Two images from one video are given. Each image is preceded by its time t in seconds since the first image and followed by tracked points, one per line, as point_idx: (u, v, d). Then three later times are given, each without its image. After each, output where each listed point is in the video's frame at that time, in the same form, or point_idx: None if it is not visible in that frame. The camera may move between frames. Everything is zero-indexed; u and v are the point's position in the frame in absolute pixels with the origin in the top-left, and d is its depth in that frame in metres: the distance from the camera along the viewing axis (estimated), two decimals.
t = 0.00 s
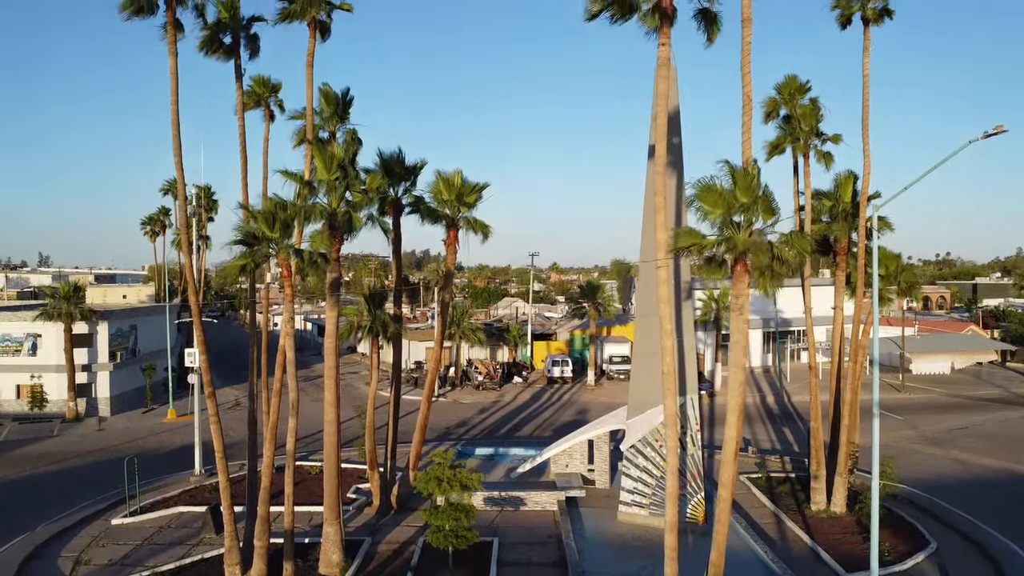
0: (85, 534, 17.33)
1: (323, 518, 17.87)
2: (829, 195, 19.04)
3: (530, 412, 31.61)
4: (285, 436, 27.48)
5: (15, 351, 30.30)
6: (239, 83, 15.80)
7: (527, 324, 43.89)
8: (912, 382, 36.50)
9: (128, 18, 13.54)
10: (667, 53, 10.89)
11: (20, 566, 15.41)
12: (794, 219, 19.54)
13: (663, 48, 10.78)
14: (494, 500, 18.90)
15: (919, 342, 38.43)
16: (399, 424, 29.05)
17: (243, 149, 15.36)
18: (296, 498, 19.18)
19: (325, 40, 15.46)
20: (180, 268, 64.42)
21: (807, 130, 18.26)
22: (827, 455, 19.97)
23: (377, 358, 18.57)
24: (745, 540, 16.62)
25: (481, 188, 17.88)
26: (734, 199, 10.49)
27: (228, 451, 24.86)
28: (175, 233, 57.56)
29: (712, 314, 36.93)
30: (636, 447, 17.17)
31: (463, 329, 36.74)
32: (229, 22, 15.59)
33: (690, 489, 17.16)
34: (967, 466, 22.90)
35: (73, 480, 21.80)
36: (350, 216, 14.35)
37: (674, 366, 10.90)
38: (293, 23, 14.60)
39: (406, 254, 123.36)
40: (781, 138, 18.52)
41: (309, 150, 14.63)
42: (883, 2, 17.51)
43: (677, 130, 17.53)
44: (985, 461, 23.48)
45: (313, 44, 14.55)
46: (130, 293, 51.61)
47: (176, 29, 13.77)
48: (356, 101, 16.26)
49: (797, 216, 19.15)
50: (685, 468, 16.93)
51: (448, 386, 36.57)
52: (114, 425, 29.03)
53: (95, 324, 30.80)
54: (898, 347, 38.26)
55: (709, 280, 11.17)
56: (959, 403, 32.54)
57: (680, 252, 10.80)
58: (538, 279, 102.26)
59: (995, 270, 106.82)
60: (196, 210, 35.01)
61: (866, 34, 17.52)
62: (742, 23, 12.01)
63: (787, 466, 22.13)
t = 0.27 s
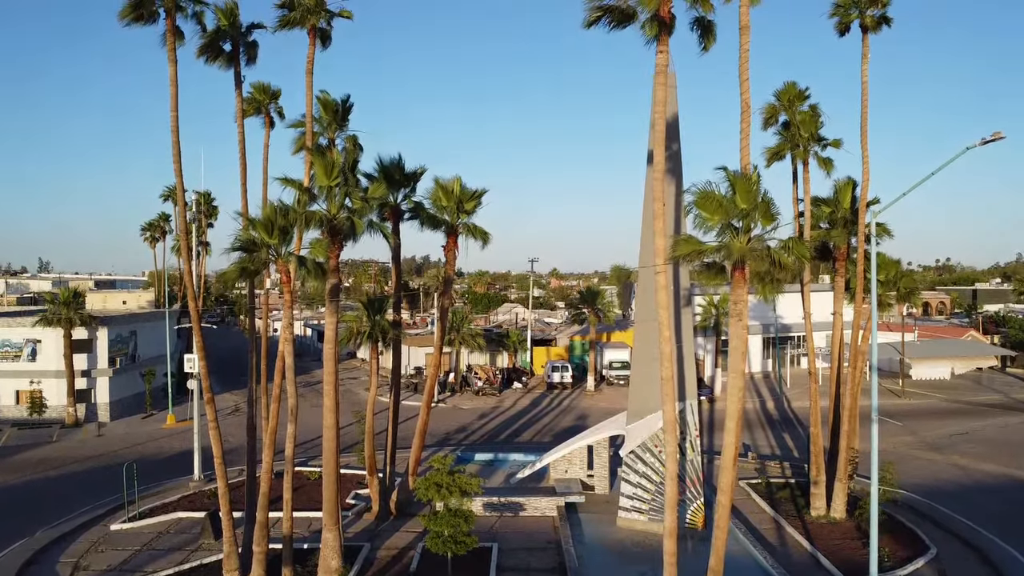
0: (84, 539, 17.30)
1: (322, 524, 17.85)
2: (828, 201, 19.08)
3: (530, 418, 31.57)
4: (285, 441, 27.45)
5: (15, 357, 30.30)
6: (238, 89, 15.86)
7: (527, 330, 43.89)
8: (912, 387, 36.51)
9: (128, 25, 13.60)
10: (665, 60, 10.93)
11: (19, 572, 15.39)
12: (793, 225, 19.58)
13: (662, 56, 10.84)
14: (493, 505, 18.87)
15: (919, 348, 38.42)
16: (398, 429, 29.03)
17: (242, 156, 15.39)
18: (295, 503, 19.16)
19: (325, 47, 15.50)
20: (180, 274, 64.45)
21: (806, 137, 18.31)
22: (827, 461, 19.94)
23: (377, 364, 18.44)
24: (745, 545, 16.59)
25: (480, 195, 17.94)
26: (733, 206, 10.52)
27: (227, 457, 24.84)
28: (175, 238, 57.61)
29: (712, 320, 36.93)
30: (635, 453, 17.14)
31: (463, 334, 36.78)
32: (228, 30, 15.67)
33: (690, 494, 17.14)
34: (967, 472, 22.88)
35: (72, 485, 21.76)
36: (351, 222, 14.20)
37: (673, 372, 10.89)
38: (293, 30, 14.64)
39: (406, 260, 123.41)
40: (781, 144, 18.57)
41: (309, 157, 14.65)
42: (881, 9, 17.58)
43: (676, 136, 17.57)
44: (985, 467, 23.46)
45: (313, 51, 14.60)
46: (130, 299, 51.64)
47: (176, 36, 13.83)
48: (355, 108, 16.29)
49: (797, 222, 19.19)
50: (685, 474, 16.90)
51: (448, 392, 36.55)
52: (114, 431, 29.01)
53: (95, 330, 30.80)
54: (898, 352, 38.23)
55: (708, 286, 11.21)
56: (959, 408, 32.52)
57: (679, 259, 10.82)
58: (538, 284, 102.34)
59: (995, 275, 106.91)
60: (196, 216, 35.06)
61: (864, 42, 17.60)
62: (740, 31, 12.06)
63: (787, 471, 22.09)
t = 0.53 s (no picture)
0: (84, 539, 17.31)
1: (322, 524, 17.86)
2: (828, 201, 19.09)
3: (530, 418, 31.58)
4: (285, 442, 27.45)
5: (15, 357, 30.31)
6: (238, 90, 15.87)
7: (527, 330, 43.88)
8: (912, 387, 36.50)
9: (128, 25, 13.60)
10: (664, 61, 10.94)
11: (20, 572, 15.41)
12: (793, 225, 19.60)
13: (662, 56, 10.85)
14: (493, 505, 18.88)
15: (919, 348, 38.43)
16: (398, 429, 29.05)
17: (242, 156, 15.40)
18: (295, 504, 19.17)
19: (325, 47, 15.50)
20: (180, 274, 64.48)
21: (806, 137, 18.33)
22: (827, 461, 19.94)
23: (377, 364, 18.33)
24: (745, 545, 16.60)
25: (479, 195, 17.95)
26: (733, 206, 10.54)
27: (227, 457, 24.85)
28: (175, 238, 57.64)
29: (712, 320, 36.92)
30: (635, 453, 17.14)
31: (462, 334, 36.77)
32: (228, 30, 15.69)
33: (690, 494, 17.15)
34: (967, 472, 22.89)
35: (72, 485, 21.76)
36: (350, 223, 14.28)
37: (672, 373, 10.88)
38: (293, 31, 14.64)
39: (406, 260, 123.43)
40: (781, 145, 18.59)
41: (308, 157, 14.65)
42: (881, 10, 17.59)
43: (676, 136, 17.59)
44: (985, 467, 23.46)
45: (313, 52, 14.60)
46: (130, 299, 51.67)
47: (175, 37, 13.84)
48: (355, 109, 16.28)
49: (797, 223, 19.21)
50: (685, 474, 16.90)
51: (448, 392, 36.55)
52: (114, 431, 29.02)
53: (96, 330, 30.81)
54: (898, 352, 38.23)
55: (707, 287, 11.22)
56: (959, 408, 32.54)
57: (678, 260, 10.83)
58: (538, 284, 102.32)
59: (995, 275, 106.91)
60: (196, 216, 35.06)
61: (864, 42, 17.61)
62: (740, 31, 12.08)
63: (787, 471, 22.10)
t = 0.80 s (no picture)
0: (84, 540, 17.32)
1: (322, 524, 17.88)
2: (828, 202, 19.12)
3: (530, 418, 31.60)
4: (285, 442, 27.46)
5: (15, 357, 30.32)
6: (238, 90, 15.89)
7: (527, 330, 43.89)
8: (912, 387, 36.51)
9: (128, 26, 13.62)
10: (664, 62, 10.95)
11: (20, 572, 15.44)
12: (793, 226, 19.62)
13: (662, 57, 10.87)
14: (493, 506, 18.89)
15: (919, 348, 38.45)
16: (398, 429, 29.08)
17: (242, 157, 15.42)
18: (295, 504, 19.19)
19: (326, 48, 15.52)
20: (181, 274, 64.52)
21: (806, 138, 18.35)
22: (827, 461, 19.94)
23: (377, 364, 18.38)
24: (744, 545, 16.61)
25: (479, 195, 17.96)
26: (732, 207, 10.56)
27: (227, 457, 24.87)
28: (175, 238, 57.65)
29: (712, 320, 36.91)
30: (635, 453, 17.15)
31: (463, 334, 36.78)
32: (229, 30, 15.71)
33: (689, 494, 17.17)
34: (966, 472, 22.90)
35: (72, 486, 21.77)
36: (349, 223, 14.43)
37: (672, 373, 10.88)
38: (293, 32, 14.66)
39: (406, 260, 123.49)
40: (780, 145, 18.60)
41: (309, 158, 14.69)
42: (881, 10, 17.61)
43: (675, 137, 17.60)
44: (985, 467, 23.47)
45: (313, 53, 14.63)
46: (130, 299, 51.70)
47: (176, 37, 13.85)
48: (354, 110, 16.29)
49: (796, 223, 19.24)
50: (684, 474, 16.92)
51: (448, 392, 36.56)
52: (114, 431, 29.04)
53: (96, 330, 30.82)
54: (898, 352, 38.24)
55: (707, 287, 11.24)
56: (959, 408, 32.56)
57: (678, 261, 10.84)
58: (538, 284, 102.33)
59: (995, 275, 106.92)
60: (196, 216, 35.08)
61: (864, 42, 17.63)
62: (739, 31, 12.10)
63: (786, 472, 22.10)
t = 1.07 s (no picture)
0: (84, 540, 17.33)
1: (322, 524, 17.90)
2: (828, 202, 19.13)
3: (530, 418, 31.62)
4: (285, 442, 27.48)
5: (15, 357, 30.33)
6: (239, 90, 15.90)
7: (527, 330, 43.91)
8: (912, 387, 36.54)
9: (129, 27, 13.62)
10: (664, 62, 10.95)
11: (21, 572, 15.45)
12: (793, 226, 19.65)
13: (662, 57, 10.88)
14: (493, 506, 18.90)
15: (919, 348, 38.46)
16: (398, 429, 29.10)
17: (242, 158, 15.45)
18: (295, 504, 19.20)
19: (327, 48, 15.53)
20: (181, 274, 64.54)
21: (806, 138, 18.35)
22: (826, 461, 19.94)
23: (377, 364, 18.41)
24: (744, 546, 16.62)
25: (480, 195, 17.98)
26: (732, 208, 10.57)
27: (228, 457, 24.89)
28: (175, 239, 57.66)
29: (712, 320, 36.88)
30: (635, 454, 17.17)
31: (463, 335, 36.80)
32: (229, 31, 15.74)
33: (689, 494, 17.18)
34: (966, 472, 22.92)
35: (72, 486, 21.77)
36: (350, 223, 14.44)
37: (672, 374, 10.88)
38: (294, 32, 14.67)
39: (407, 260, 123.58)
40: (780, 145, 18.60)
41: (308, 158, 14.71)
42: (881, 10, 17.62)
43: (675, 137, 17.61)
44: (985, 467, 23.49)
45: (314, 53, 14.63)
46: (131, 300, 51.73)
47: (176, 38, 13.87)
48: (355, 111, 16.29)
49: (796, 223, 19.26)
50: (684, 475, 16.94)
51: (448, 392, 36.58)
52: (115, 431, 29.05)
53: (96, 330, 30.82)
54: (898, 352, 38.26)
55: (707, 288, 11.24)
56: (959, 408, 32.56)
57: (678, 261, 10.85)
58: (538, 284, 102.45)
59: (995, 275, 106.92)
60: (196, 216, 35.08)
61: (864, 43, 17.65)
62: (739, 32, 12.11)
63: (786, 471, 22.12)
